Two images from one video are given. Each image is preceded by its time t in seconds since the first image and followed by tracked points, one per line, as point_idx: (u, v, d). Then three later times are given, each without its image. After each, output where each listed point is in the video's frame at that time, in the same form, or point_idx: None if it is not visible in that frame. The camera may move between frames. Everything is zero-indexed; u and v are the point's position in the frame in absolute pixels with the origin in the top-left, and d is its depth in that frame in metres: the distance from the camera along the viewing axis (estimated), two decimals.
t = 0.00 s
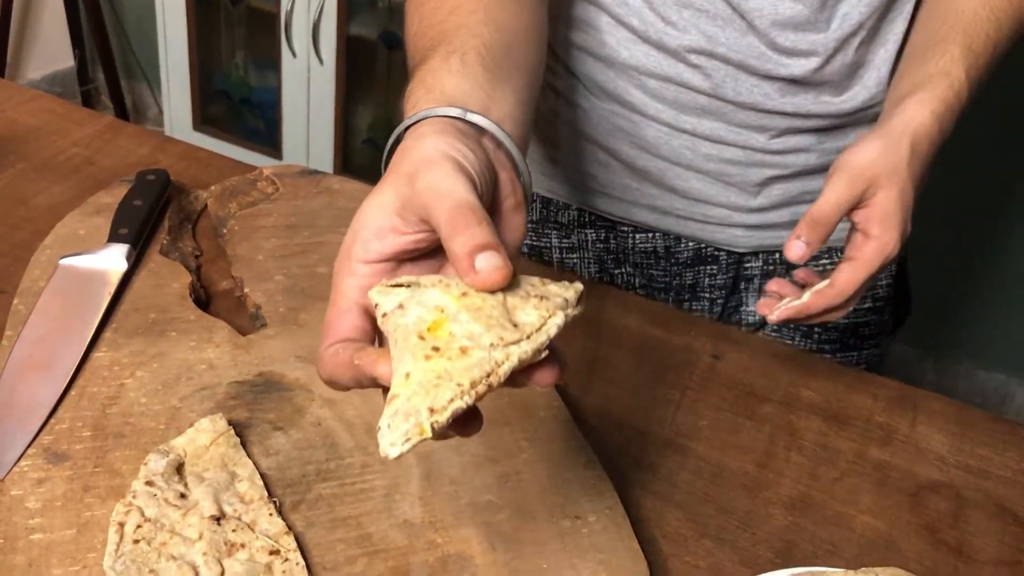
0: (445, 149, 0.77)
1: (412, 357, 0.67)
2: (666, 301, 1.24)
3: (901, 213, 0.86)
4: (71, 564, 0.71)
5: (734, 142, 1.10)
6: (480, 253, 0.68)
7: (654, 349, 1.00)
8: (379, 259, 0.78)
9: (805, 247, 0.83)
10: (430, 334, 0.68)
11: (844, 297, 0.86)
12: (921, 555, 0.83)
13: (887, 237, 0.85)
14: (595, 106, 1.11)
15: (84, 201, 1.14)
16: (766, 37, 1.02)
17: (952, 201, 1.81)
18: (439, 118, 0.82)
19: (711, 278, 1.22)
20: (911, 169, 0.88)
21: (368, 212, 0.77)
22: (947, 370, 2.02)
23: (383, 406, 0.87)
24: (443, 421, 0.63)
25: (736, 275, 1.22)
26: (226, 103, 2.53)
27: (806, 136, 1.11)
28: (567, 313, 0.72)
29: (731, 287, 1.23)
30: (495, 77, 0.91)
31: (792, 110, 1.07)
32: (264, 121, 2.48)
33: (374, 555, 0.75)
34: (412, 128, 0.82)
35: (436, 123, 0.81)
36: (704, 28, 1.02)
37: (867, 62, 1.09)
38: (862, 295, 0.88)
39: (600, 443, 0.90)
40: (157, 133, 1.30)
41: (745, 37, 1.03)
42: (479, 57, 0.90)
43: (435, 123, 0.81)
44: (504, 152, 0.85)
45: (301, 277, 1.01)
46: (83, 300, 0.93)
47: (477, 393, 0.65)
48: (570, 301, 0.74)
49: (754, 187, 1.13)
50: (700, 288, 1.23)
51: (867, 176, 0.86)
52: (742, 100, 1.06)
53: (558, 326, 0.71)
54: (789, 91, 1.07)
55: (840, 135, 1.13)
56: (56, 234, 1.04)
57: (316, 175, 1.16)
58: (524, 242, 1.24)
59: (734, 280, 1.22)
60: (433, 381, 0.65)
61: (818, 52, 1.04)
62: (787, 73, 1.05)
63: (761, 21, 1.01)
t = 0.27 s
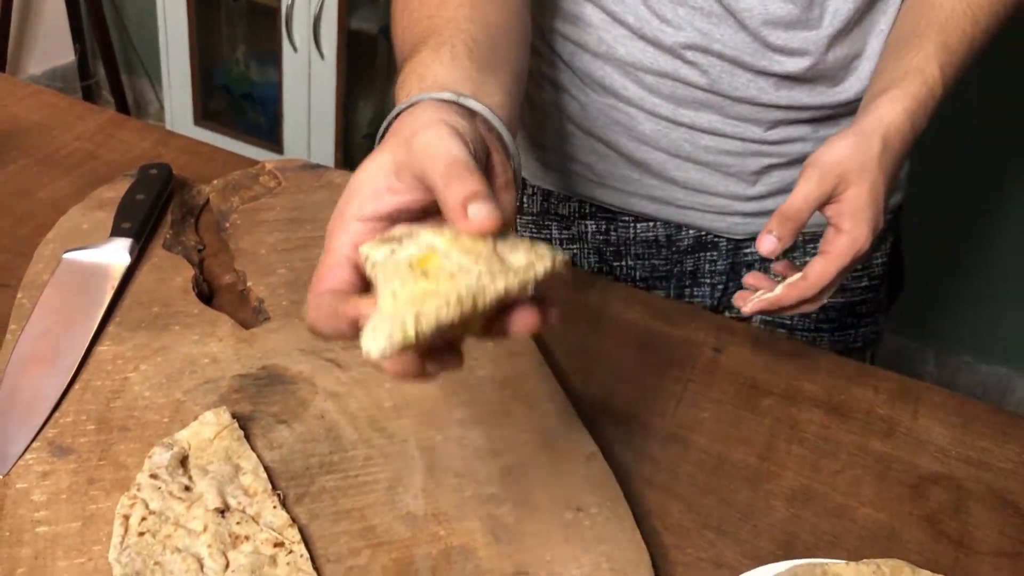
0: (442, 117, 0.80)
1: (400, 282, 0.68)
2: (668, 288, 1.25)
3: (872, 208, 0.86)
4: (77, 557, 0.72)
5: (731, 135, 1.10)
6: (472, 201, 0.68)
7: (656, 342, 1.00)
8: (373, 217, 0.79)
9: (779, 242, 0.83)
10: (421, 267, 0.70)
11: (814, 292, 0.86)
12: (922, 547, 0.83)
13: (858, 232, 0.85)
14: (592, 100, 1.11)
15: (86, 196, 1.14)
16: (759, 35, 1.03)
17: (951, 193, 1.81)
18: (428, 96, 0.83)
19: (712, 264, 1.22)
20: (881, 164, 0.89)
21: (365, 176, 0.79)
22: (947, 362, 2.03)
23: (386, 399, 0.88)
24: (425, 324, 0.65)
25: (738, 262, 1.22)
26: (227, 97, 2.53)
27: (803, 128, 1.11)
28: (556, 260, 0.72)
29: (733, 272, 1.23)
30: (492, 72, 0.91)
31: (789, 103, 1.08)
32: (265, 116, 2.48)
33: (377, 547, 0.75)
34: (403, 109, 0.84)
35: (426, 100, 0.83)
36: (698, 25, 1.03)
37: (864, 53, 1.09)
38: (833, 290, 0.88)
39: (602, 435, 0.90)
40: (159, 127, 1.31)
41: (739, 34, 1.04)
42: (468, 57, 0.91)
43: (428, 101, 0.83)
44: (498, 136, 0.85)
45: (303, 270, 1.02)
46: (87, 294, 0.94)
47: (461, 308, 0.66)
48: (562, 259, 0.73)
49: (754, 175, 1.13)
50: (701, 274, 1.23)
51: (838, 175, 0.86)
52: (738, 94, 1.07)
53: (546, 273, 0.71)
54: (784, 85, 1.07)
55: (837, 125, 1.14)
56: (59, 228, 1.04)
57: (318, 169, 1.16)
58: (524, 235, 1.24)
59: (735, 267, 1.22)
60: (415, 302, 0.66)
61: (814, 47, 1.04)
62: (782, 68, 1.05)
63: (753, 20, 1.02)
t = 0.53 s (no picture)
0: (431, 73, 0.82)
1: (389, 207, 0.68)
2: (669, 287, 1.25)
3: (869, 206, 0.85)
4: (80, 550, 0.72)
5: (729, 131, 1.10)
6: (458, 127, 0.71)
7: (658, 337, 1.00)
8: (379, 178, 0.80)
9: (765, 243, 0.85)
10: (410, 192, 0.69)
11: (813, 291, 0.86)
12: (924, 540, 0.83)
13: (853, 229, 0.85)
14: (590, 97, 1.11)
15: (88, 191, 1.14)
16: (753, 26, 1.01)
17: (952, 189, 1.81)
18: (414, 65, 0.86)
19: (712, 262, 1.22)
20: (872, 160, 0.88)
21: (365, 147, 0.82)
22: (949, 358, 2.03)
23: (388, 393, 0.88)
24: (409, 237, 0.63)
25: (739, 260, 1.22)
26: (226, 93, 2.53)
27: (800, 121, 1.11)
28: (546, 175, 0.70)
29: (733, 270, 1.23)
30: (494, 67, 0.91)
31: (786, 97, 1.07)
32: (266, 112, 2.48)
33: (380, 540, 0.76)
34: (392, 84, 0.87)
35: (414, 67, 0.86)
36: (691, 17, 1.02)
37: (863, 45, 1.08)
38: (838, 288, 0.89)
39: (604, 429, 0.90)
40: (161, 122, 1.31)
41: (734, 27, 1.03)
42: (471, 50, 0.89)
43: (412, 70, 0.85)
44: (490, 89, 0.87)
45: (305, 265, 1.02)
46: (89, 289, 0.94)
47: (450, 215, 0.64)
48: (552, 174, 0.72)
49: (751, 171, 1.13)
50: (701, 273, 1.24)
51: (827, 179, 0.86)
52: (734, 88, 1.06)
53: (537, 179, 0.69)
54: (780, 78, 1.06)
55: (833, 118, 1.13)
56: (61, 223, 1.04)
57: (320, 164, 1.16)
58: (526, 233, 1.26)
59: (736, 265, 1.23)
60: (398, 218, 0.65)
61: (810, 39, 1.02)
62: (778, 62, 1.04)
63: (748, 13, 1.00)
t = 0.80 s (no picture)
0: (457, 102, 0.84)
1: (410, 252, 0.71)
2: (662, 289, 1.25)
3: (785, 205, 0.71)
4: (86, 544, 0.72)
5: (719, 133, 1.08)
6: (473, 175, 0.72)
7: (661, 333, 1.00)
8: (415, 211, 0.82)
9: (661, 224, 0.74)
10: (431, 237, 0.73)
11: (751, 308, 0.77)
12: (925, 535, 0.83)
13: (763, 234, 0.72)
14: (584, 95, 1.12)
15: (91, 187, 1.14)
16: (741, 23, 1.00)
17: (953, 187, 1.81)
18: (443, 91, 0.86)
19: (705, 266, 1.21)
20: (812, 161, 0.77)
21: (398, 181, 0.83)
22: (949, 355, 2.03)
23: (392, 389, 0.88)
24: (420, 286, 0.66)
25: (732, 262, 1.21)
26: (227, 91, 2.54)
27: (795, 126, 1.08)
28: (566, 222, 0.72)
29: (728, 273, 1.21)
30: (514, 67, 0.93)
31: (778, 100, 1.05)
32: (268, 109, 2.48)
33: (384, 535, 0.76)
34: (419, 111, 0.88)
35: (441, 91, 0.87)
36: (680, 14, 1.02)
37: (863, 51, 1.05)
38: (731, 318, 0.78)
39: (607, 425, 0.90)
40: (164, 118, 1.31)
41: (725, 25, 1.01)
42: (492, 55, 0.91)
43: (438, 96, 0.86)
44: (515, 99, 0.89)
45: (308, 261, 1.02)
46: (93, 284, 0.94)
47: (460, 266, 0.67)
48: (574, 218, 0.73)
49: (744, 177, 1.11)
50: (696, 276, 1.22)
51: (837, 98, 0.82)
52: (722, 89, 1.04)
53: (554, 229, 0.71)
54: (773, 80, 1.04)
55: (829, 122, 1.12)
56: (65, 219, 1.04)
57: (323, 160, 1.17)
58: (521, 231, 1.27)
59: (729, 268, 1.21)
60: (415, 266, 0.68)
61: (801, 41, 1.00)
62: (770, 63, 1.02)
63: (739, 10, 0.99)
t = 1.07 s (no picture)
0: (464, 95, 0.86)
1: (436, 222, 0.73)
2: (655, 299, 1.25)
3: (749, 163, 0.73)
4: (90, 539, 0.72)
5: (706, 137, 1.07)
6: (509, 156, 0.72)
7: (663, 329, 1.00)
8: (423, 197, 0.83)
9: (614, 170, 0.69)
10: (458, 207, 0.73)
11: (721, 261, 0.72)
12: (928, 532, 0.83)
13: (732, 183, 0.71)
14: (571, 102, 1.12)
15: (93, 182, 1.14)
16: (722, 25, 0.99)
17: (950, 185, 1.81)
18: (440, 84, 0.88)
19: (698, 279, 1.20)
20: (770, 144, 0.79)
21: (406, 166, 0.84)
22: (950, 352, 2.03)
23: (395, 385, 0.88)
24: (422, 250, 0.68)
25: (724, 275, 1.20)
26: (228, 86, 2.52)
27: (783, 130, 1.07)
28: (582, 183, 0.68)
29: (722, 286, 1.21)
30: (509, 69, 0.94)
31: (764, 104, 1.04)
32: (269, 105, 2.48)
33: (387, 530, 0.76)
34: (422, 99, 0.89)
35: (444, 81, 0.89)
36: (656, 15, 1.01)
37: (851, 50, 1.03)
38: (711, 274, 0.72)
39: (610, 421, 0.90)
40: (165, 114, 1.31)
41: (707, 29, 1.00)
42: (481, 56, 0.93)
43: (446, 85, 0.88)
44: (510, 90, 0.91)
45: (310, 257, 1.02)
46: (96, 280, 0.94)
47: (460, 229, 0.67)
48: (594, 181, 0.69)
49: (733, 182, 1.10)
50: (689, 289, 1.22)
51: (790, 93, 0.84)
52: (706, 93, 1.03)
53: (566, 190, 0.67)
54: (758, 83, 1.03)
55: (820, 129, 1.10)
56: (67, 215, 1.04)
57: (325, 156, 1.17)
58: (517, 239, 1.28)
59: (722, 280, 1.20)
60: (427, 232, 0.70)
61: (781, 39, 0.99)
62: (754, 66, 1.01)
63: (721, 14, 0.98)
